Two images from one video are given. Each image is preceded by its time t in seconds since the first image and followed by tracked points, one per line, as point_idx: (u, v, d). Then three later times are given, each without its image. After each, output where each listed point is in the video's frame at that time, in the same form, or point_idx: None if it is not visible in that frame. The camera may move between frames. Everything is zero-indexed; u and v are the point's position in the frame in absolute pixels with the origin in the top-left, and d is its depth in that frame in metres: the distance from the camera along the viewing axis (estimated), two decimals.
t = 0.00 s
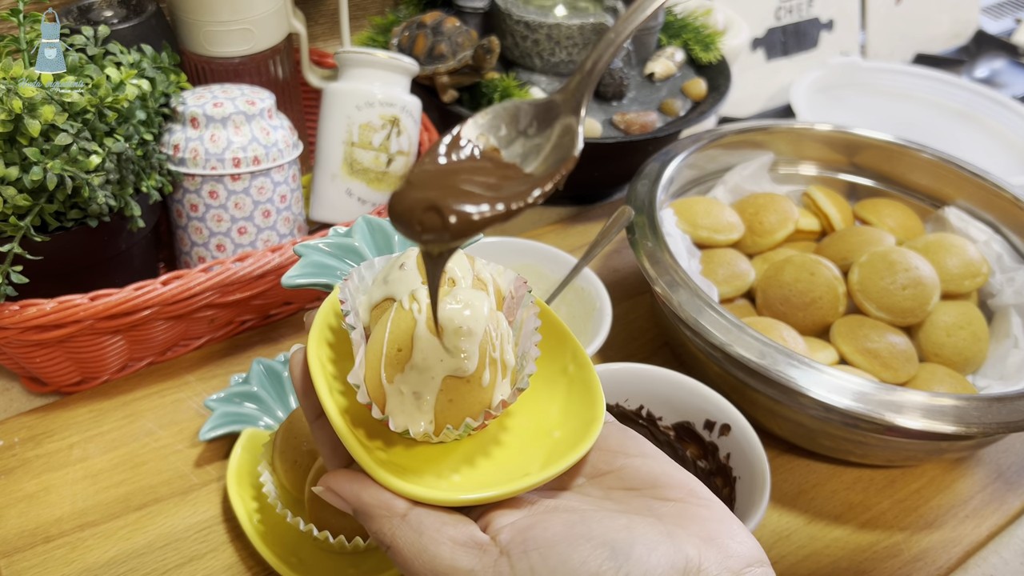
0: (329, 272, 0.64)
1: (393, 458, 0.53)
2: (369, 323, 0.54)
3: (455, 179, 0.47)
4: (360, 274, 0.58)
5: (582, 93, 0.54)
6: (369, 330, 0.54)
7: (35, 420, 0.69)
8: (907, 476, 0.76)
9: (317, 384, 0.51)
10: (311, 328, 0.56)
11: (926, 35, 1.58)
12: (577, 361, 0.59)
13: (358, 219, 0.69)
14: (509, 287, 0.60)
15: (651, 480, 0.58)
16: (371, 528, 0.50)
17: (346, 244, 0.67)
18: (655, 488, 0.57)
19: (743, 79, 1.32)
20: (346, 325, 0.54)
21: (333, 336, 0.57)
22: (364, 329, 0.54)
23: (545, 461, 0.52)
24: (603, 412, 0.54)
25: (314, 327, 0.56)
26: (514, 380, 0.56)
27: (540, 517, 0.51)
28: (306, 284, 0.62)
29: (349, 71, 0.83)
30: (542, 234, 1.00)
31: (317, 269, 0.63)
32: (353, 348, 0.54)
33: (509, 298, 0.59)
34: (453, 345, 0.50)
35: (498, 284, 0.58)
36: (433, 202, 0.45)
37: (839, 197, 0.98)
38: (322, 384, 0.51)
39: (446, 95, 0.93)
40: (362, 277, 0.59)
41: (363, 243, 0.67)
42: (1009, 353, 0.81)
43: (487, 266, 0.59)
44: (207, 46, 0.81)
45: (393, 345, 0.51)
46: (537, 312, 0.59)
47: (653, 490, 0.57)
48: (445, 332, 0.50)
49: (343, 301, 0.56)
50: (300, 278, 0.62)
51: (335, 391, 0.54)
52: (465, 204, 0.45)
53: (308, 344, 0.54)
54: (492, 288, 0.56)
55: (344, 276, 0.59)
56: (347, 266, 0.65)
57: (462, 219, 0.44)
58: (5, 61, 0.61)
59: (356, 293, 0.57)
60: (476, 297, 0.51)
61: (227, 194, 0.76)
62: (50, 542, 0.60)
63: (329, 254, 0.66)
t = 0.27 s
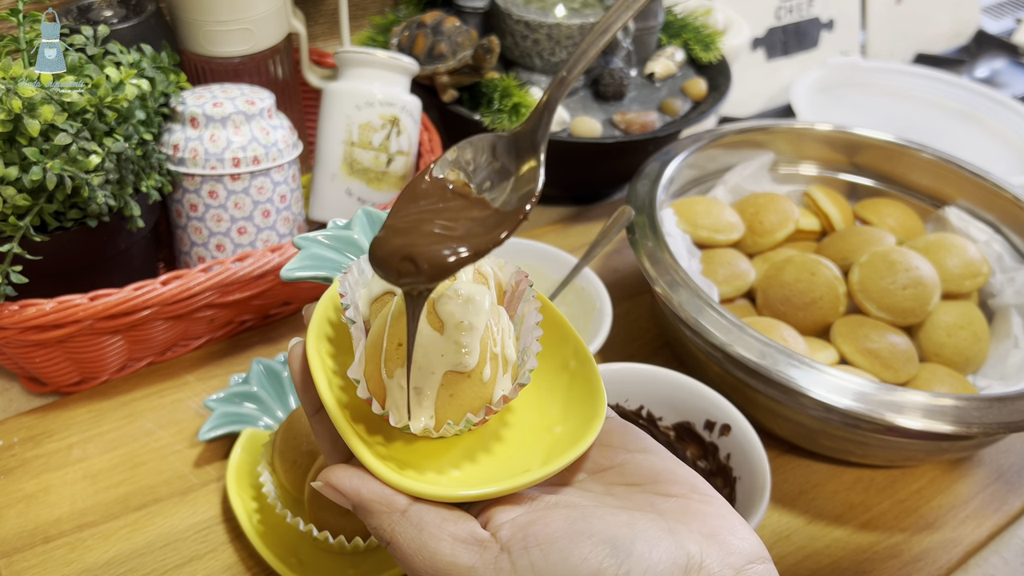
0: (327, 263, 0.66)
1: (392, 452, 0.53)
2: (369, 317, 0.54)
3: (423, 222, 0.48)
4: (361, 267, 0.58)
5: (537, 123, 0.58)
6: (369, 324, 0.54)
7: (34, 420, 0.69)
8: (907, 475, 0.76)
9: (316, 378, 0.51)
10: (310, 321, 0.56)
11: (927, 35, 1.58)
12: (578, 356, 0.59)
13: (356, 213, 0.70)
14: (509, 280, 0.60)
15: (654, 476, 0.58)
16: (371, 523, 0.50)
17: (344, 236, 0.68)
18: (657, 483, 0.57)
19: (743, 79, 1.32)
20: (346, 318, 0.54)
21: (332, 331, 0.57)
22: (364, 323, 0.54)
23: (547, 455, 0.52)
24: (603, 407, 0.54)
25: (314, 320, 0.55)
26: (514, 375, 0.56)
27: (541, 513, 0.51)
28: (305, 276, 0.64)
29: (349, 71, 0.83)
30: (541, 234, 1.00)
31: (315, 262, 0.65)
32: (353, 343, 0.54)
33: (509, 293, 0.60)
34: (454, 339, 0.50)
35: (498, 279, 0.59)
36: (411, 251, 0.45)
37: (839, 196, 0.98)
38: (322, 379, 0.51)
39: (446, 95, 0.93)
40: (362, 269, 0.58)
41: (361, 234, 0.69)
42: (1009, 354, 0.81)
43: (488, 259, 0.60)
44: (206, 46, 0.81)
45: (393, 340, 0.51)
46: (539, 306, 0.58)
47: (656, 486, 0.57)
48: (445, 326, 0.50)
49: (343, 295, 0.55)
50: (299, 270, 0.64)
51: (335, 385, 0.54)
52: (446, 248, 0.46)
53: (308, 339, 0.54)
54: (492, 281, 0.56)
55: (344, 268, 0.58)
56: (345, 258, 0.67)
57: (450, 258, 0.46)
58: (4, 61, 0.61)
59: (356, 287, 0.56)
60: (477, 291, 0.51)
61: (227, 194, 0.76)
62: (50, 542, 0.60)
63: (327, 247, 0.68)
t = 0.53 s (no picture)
0: (330, 259, 0.63)
1: (395, 452, 0.53)
2: (373, 315, 0.53)
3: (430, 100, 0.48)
4: (363, 264, 0.57)
5: None
6: (372, 322, 0.53)
7: (34, 420, 0.69)
8: (907, 476, 0.76)
9: (318, 375, 0.50)
10: (313, 317, 0.55)
11: (927, 35, 1.58)
12: (582, 355, 0.59)
13: (360, 207, 0.68)
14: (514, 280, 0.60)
15: (655, 476, 0.57)
16: (372, 523, 0.50)
17: (348, 231, 0.65)
18: (659, 484, 0.57)
19: (743, 79, 1.32)
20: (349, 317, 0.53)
21: (335, 328, 0.57)
22: (368, 321, 0.53)
23: (550, 455, 0.53)
24: (608, 410, 0.53)
25: (316, 317, 0.55)
26: (518, 376, 0.55)
27: (542, 514, 0.51)
28: (309, 273, 0.62)
29: (349, 71, 0.83)
30: (541, 234, 1.00)
31: (318, 257, 0.63)
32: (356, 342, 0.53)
33: (514, 291, 0.59)
34: (457, 338, 0.50)
35: (503, 276, 0.58)
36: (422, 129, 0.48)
37: (839, 196, 0.98)
38: (325, 376, 0.50)
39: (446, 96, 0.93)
40: (364, 266, 0.57)
41: (365, 229, 0.66)
42: (1009, 354, 0.81)
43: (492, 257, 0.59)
44: (206, 46, 0.81)
45: (396, 339, 0.51)
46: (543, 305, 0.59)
47: (657, 486, 0.56)
48: (449, 325, 0.50)
49: (345, 292, 0.54)
50: (302, 265, 0.62)
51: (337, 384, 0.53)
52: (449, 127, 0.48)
53: (310, 336, 0.53)
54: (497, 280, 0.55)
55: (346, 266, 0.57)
56: (349, 254, 0.64)
57: (454, 133, 0.48)
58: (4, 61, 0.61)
59: (358, 284, 0.55)
60: (480, 291, 0.52)
61: (227, 194, 0.75)
62: (50, 542, 0.60)
63: (330, 242, 0.65)
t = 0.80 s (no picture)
0: (326, 247, 0.63)
1: (390, 438, 0.53)
2: (367, 302, 0.54)
3: (429, 84, 0.48)
4: (357, 251, 0.58)
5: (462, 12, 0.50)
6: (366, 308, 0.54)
7: (34, 420, 0.69)
8: (907, 475, 0.76)
9: (312, 362, 0.50)
10: (308, 304, 0.55)
11: (926, 35, 1.58)
12: (577, 339, 0.58)
13: (356, 195, 0.67)
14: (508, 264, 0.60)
15: (650, 459, 0.58)
16: (367, 509, 0.49)
17: (345, 219, 0.65)
18: (653, 468, 0.57)
19: (743, 80, 1.32)
20: (343, 304, 0.53)
21: (329, 316, 0.56)
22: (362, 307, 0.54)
23: (544, 440, 0.53)
24: (602, 395, 0.53)
25: (310, 307, 0.54)
26: (511, 361, 0.56)
27: (534, 497, 0.51)
28: (305, 260, 0.61)
29: (349, 71, 0.83)
30: (541, 234, 1.00)
31: (314, 244, 0.63)
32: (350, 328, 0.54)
33: (507, 275, 0.60)
34: (449, 325, 0.50)
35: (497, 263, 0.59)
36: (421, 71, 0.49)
37: (838, 196, 0.98)
38: (318, 362, 0.50)
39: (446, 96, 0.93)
40: (359, 254, 0.58)
41: (360, 216, 0.66)
42: (1009, 353, 0.81)
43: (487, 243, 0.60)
44: (206, 46, 0.81)
45: (389, 326, 0.51)
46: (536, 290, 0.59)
47: (652, 470, 0.57)
48: (440, 312, 0.50)
49: (338, 280, 0.54)
50: (298, 253, 0.61)
51: (331, 371, 0.53)
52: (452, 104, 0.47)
53: (304, 324, 0.53)
54: (491, 266, 0.56)
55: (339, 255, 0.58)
56: (344, 241, 0.64)
57: (462, 122, 0.46)
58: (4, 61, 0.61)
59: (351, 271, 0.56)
60: (473, 277, 0.52)
61: (227, 194, 0.75)
62: (50, 542, 0.60)
63: (326, 231, 0.64)
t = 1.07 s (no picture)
0: (329, 238, 0.65)
1: (394, 430, 0.53)
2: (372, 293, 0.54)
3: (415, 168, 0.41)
4: (363, 244, 0.58)
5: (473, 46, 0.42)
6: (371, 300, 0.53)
7: (34, 420, 0.69)
8: (907, 475, 0.76)
9: (318, 355, 0.51)
10: (313, 298, 0.56)
11: (926, 35, 1.58)
12: (582, 334, 0.58)
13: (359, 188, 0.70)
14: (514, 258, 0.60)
15: (655, 454, 0.59)
16: (371, 501, 0.49)
17: (348, 213, 0.68)
18: (657, 462, 0.58)
19: (743, 80, 1.32)
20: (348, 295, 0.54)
21: (335, 308, 0.57)
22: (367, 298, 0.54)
23: (549, 434, 0.53)
24: (608, 385, 0.53)
25: (315, 298, 0.55)
26: (516, 354, 0.55)
27: (537, 491, 0.50)
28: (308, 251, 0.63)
29: (349, 71, 0.83)
30: (541, 234, 1.00)
31: (318, 236, 0.65)
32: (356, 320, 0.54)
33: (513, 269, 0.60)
34: (455, 317, 0.50)
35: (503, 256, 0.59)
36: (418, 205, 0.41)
37: (838, 196, 0.98)
38: (323, 356, 0.51)
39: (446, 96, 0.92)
40: (365, 246, 0.58)
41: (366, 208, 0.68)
42: (1009, 353, 0.81)
43: (492, 236, 0.59)
44: (206, 46, 0.81)
45: (394, 318, 0.51)
46: (542, 284, 0.59)
47: (656, 465, 0.58)
48: (446, 304, 0.50)
49: (344, 272, 0.55)
50: (302, 245, 0.64)
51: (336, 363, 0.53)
52: (442, 182, 0.41)
53: (310, 316, 0.53)
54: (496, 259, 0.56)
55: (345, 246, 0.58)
56: (348, 232, 0.67)
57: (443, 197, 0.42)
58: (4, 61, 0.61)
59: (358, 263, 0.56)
60: (479, 270, 0.52)
61: (227, 194, 0.75)
62: (50, 542, 0.60)
63: (331, 223, 0.67)
